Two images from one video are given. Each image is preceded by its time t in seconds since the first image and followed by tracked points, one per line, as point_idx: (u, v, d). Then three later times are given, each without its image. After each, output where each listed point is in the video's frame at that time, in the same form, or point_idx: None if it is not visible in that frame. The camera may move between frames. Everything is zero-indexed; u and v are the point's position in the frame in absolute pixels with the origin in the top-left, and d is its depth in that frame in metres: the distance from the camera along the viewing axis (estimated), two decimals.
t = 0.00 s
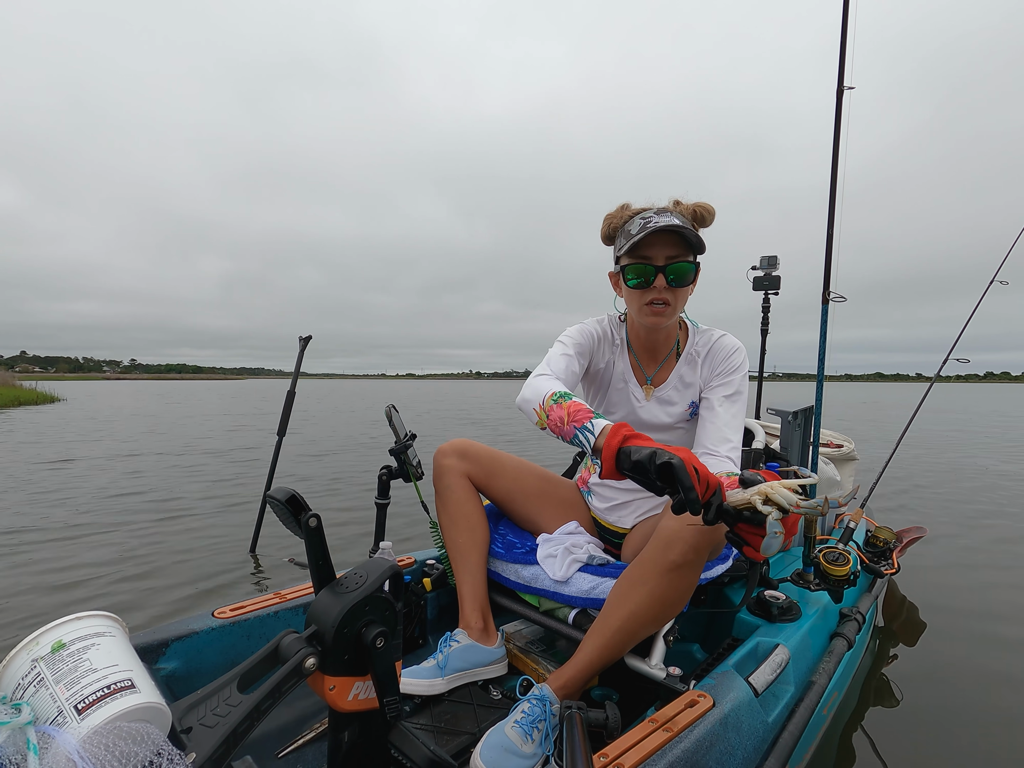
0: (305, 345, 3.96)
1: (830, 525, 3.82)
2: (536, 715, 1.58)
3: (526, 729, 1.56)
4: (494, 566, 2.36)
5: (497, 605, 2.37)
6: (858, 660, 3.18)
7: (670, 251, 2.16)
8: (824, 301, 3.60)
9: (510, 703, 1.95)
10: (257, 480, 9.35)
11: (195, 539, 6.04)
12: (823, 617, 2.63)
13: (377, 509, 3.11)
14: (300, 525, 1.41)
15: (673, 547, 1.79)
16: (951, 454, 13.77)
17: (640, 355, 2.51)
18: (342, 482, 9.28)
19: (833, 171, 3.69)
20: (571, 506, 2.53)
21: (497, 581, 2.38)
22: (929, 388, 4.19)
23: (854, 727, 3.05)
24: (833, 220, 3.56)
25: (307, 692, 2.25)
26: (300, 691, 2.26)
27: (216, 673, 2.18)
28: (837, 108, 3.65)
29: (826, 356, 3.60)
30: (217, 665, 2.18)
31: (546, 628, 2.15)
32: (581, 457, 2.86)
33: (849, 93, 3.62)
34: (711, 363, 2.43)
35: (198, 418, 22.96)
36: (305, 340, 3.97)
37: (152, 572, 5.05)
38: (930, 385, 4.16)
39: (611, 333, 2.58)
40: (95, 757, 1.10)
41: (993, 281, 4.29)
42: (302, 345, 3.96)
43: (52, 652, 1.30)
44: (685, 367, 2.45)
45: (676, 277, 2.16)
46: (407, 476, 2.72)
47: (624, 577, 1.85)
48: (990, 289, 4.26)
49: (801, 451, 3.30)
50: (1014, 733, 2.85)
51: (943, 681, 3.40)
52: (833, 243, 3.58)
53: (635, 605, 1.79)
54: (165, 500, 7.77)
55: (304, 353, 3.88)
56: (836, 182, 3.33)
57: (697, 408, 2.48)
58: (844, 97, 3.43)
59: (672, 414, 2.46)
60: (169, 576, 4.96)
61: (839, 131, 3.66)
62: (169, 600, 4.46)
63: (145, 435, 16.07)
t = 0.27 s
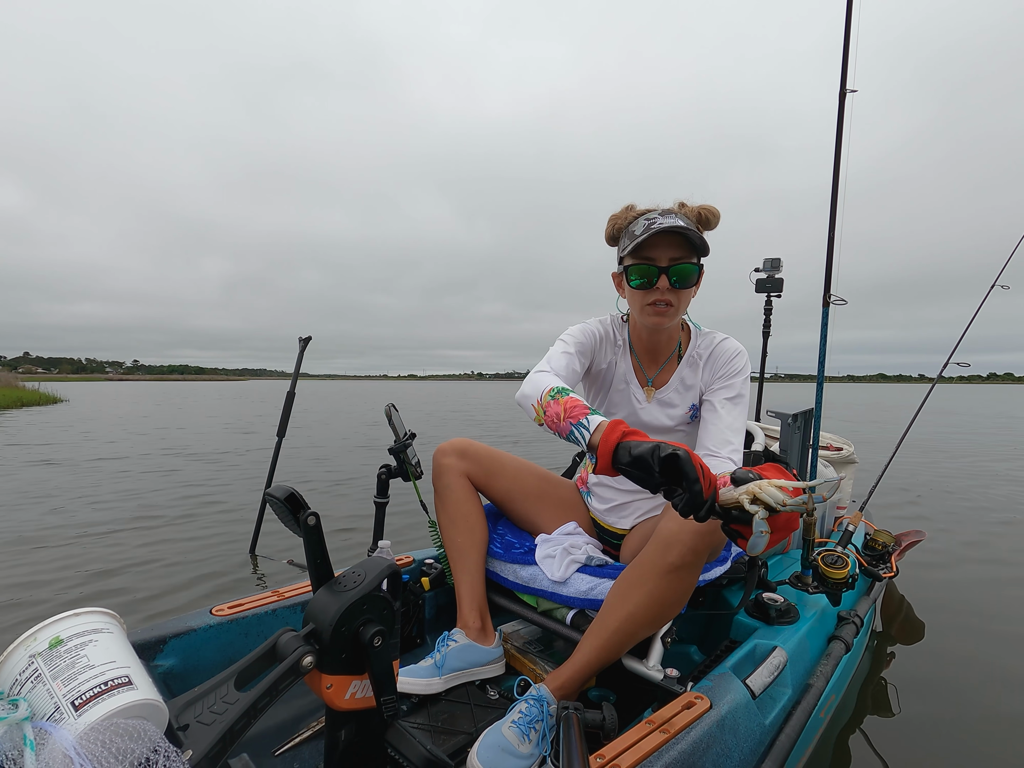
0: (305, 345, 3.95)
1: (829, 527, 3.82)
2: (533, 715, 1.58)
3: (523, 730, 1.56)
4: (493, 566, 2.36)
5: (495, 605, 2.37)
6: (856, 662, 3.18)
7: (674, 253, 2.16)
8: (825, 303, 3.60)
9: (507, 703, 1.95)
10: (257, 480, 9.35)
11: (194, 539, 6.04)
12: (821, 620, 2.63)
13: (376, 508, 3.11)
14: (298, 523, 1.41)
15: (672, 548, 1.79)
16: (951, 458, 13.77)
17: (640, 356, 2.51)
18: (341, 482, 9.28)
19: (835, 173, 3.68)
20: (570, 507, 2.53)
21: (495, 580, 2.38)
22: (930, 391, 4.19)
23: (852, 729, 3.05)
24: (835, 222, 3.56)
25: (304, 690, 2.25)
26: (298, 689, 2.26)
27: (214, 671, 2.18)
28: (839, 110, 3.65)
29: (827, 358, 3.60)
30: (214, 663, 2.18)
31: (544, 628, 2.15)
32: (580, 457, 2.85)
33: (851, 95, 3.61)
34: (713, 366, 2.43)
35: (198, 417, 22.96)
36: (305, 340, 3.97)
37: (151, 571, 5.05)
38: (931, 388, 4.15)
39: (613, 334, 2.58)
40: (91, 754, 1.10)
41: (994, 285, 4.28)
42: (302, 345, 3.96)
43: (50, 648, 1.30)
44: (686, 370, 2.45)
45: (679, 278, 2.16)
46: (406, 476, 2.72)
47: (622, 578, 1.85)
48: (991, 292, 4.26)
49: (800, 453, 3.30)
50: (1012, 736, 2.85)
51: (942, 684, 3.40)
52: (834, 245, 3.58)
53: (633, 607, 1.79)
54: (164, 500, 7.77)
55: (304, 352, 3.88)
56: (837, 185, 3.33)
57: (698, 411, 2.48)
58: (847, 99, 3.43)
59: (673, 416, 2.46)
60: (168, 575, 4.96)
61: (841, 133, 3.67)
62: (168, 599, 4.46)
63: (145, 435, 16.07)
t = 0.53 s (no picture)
0: (305, 345, 3.95)
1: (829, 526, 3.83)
2: (534, 715, 1.58)
3: (524, 729, 1.56)
4: (493, 565, 2.36)
5: (496, 605, 2.37)
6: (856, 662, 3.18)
7: (679, 253, 2.16)
8: (824, 303, 3.60)
9: (508, 703, 1.95)
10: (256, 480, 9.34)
11: (194, 539, 6.04)
12: (822, 619, 2.63)
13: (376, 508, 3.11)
14: (299, 523, 1.41)
15: (672, 548, 1.78)
16: (951, 456, 13.78)
17: (641, 357, 2.51)
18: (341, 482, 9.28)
19: (835, 173, 3.69)
20: (570, 507, 2.53)
21: (496, 580, 2.37)
22: (929, 390, 4.19)
23: (852, 727, 3.05)
24: (834, 222, 3.56)
25: (304, 691, 2.25)
26: (299, 689, 2.26)
27: (215, 671, 2.18)
28: (838, 110, 3.65)
29: (827, 358, 3.60)
30: (215, 663, 2.18)
31: (545, 628, 2.15)
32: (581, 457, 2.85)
33: (851, 95, 3.61)
34: (714, 368, 2.43)
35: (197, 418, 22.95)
36: (304, 339, 3.96)
37: (151, 572, 5.05)
38: (930, 388, 4.16)
39: (615, 333, 2.58)
40: (91, 755, 1.10)
41: (994, 284, 4.28)
42: (302, 345, 3.95)
43: (50, 649, 1.30)
44: (687, 371, 2.45)
45: (682, 279, 2.16)
46: (407, 476, 2.72)
47: (623, 578, 1.85)
48: (991, 292, 4.25)
49: (800, 453, 3.30)
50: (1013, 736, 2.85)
51: (941, 682, 3.41)
52: (834, 245, 3.58)
53: (633, 607, 1.79)
54: (164, 500, 7.77)
55: (303, 353, 3.88)
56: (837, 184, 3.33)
57: (698, 412, 2.48)
58: (846, 99, 3.43)
59: (674, 417, 2.46)
60: (168, 576, 4.96)
61: (840, 133, 3.67)
62: (168, 600, 4.46)
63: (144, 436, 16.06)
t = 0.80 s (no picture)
0: (304, 345, 3.95)
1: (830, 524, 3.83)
2: (537, 715, 1.58)
3: (526, 729, 1.56)
4: (494, 565, 2.36)
5: (497, 605, 2.38)
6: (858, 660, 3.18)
7: (681, 252, 2.17)
8: (824, 301, 3.60)
9: (510, 703, 1.95)
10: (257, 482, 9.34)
11: (194, 541, 6.03)
12: (823, 617, 2.63)
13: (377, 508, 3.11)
14: (299, 524, 1.41)
15: (673, 546, 1.79)
16: (951, 454, 13.78)
17: (641, 356, 2.50)
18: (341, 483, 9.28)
19: (834, 171, 3.69)
20: (570, 506, 2.53)
21: (497, 580, 2.38)
22: (929, 388, 4.19)
23: (854, 725, 3.05)
24: (834, 220, 3.57)
25: (306, 692, 2.25)
26: (300, 690, 2.26)
27: (217, 673, 2.18)
28: (837, 108, 3.66)
29: (826, 356, 3.61)
30: (217, 665, 2.18)
31: (546, 628, 2.15)
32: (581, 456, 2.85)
33: (850, 93, 3.62)
34: (718, 367, 2.45)
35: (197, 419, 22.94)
36: (304, 339, 3.96)
37: (151, 574, 5.05)
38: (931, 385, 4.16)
39: (614, 333, 2.57)
40: (94, 757, 1.09)
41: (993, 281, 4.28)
42: (302, 345, 3.95)
43: (52, 652, 1.30)
44: (689, 371, 2.45)
45: (685, 278, 2.16)
46: (407, 476, 2.72)
47: (623, 577, 1.85)
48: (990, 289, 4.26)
49: (801, 451, 3.30)
50: (1015, 733, 2.85)
51: (943, 680, 3.41)
52: (833, 243, 3.58)
53: (635, 605, 1.79)
54: (164, 502, 7.76)
55: (303, 353, 3.88)
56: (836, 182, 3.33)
57: (700, 412, 2.50)
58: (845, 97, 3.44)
59: (676, 417, 2.46)
60: (169, 578, 4.96)
61: (840, 132, 3.67)
62: (169, 602, 4.46)
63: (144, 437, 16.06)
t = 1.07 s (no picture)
0: (304, 345, 3.96)
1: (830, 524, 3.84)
2: (537, 715, 1.58)
3: (527, 728, 1.56)
4: (494, 565, 2.36)
5: (497, 605, 2.38)
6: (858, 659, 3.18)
7: (682, 253, 2.17)
8: (823, 301, 3.61)
9: (510, 702, 1.96)
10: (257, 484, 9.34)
11: (194, 543, 6.03)
12: (823, 617, 2.63)
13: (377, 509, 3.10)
14: (299, 524, 1.41)
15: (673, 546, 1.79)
16: (951, 454, 13.77)
17: (641, 357, 2.51)
18: (341, 485, 9.27)
19: (833, 171, 3.69)
20: (571, 506, 2.53)
21: (497, 581, 2.38)
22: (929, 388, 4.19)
23: (854, 724, 3.06)
24: (833, 219, 3.57)
25: (307, 692, 2.25)
26: (301, 690, 2.26)
27: (217, 673, 2.18)
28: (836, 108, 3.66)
29: (826, 356, 3.61)
30: (217, 666, 2.18)
31: (546, 627, 2.15)
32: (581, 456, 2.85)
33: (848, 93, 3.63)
34: (717, 368, 2.45)
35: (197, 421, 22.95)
36: (304, 339, 3.97)
37: (151, 576, 5.04)
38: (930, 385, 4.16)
39: (615, 335, 2.57)
40: (95, 757, 1.10)
41: (993, 281, 4.28)
42: (302, 345, 3.96)
43: (53, 652, 1.30)
44: (688, 371, 2.45)
45: (686, 279, 2.17)
46: (407, 476, 2.72)
47: (624, 576, 1.85)
48: (989, 288, 4.26)
49: (800, 451, 3.30)
50: (1015, 732, 2.84)
51: (943, 680, 3.40)
52: (832, 242, 3.59)
53: (635, 605, 1.79)
54: (164, 504, 7.76)
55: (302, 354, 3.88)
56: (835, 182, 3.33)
57: (699, 412, 2.50)
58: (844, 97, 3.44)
59: (675, 418, 2.46)
60: (169, 580, 4.95)
61: (839, 132, 3.68)
62: (168, 604, 4.45)
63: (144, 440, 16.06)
